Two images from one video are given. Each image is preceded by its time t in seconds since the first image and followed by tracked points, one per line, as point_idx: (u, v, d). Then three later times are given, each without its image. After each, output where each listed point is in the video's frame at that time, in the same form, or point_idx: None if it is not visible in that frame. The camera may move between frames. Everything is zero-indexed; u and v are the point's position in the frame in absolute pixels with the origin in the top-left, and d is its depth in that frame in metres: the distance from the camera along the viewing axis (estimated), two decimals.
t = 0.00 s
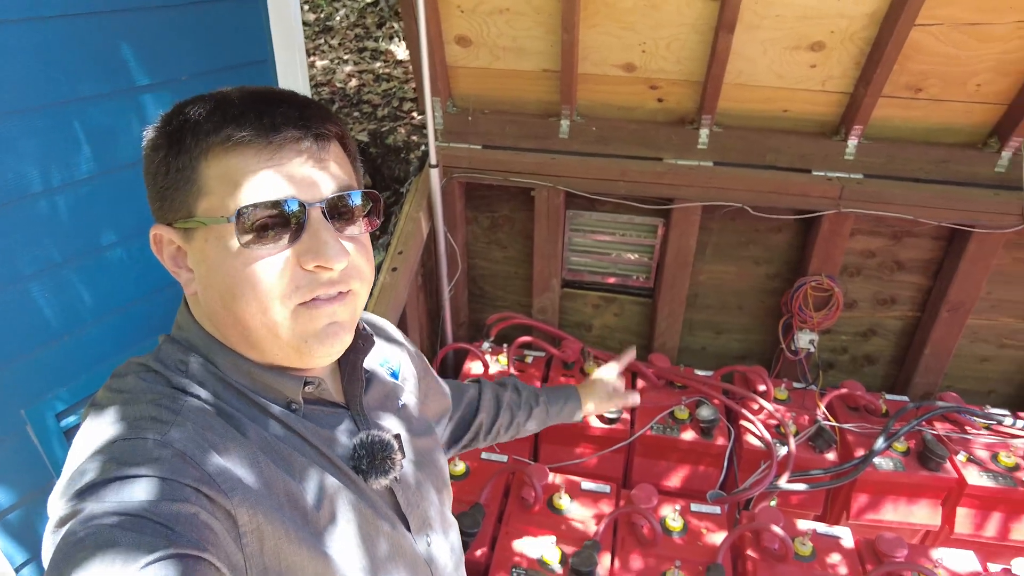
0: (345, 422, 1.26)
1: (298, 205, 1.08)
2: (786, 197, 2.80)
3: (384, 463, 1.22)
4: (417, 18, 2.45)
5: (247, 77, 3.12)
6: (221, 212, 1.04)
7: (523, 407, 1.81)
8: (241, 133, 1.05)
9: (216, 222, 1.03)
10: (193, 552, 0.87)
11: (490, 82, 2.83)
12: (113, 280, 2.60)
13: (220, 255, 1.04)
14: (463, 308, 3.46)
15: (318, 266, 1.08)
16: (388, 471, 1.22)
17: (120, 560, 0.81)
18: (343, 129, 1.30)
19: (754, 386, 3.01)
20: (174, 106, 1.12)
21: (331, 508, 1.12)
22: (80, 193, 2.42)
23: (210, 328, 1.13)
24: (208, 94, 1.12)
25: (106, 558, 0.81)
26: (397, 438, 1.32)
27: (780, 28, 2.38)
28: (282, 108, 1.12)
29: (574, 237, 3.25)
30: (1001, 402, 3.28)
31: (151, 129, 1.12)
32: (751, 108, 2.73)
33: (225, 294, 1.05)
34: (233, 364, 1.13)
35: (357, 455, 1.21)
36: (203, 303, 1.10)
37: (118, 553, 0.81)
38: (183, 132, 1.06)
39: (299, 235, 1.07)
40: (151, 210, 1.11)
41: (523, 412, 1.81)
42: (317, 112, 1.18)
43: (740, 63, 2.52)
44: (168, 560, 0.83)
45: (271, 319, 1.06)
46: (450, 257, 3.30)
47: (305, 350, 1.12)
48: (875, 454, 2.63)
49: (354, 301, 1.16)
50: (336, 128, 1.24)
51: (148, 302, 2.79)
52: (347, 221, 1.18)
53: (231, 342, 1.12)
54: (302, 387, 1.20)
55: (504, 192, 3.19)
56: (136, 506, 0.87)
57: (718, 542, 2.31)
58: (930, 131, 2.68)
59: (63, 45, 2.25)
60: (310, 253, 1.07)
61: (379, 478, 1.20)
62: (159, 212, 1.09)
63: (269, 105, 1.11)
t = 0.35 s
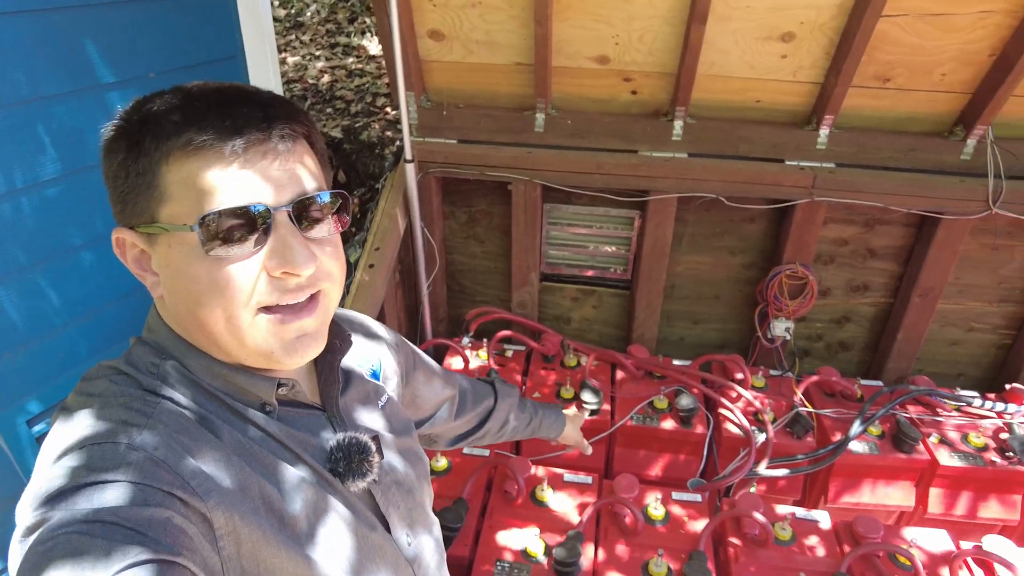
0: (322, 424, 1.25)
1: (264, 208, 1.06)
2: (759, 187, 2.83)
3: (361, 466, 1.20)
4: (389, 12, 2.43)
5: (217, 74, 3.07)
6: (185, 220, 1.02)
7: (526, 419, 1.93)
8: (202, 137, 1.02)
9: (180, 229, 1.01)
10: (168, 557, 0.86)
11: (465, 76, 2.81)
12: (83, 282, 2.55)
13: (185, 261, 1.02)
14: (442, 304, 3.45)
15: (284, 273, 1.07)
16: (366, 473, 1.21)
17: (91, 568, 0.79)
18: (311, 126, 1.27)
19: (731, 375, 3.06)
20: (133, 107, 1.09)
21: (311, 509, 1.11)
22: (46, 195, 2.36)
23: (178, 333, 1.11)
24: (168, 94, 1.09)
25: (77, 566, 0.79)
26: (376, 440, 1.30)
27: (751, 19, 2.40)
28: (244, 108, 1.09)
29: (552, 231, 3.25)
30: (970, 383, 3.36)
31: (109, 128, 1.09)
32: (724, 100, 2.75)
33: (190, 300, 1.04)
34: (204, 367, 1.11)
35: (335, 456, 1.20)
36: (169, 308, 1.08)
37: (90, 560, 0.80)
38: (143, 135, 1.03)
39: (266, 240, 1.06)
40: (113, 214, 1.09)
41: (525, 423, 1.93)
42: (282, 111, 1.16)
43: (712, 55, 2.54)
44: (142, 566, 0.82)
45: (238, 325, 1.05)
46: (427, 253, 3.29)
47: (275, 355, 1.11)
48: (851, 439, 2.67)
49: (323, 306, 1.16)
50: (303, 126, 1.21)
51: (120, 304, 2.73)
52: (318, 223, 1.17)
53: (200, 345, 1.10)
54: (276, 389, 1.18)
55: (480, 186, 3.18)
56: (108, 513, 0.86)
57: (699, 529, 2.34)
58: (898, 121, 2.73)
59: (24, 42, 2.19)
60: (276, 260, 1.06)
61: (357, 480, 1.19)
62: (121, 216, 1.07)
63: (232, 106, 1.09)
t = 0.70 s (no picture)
0: (313, 423, 1.23)
1: (249, 208, 1.04)
2: (749, 177, 2.83)
3: (352, 465, 1.20)
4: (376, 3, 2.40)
5: (203, 66, 3.02)
6: (167, 222, 1.00)
7: (515, 415, 1.89)
8: (182, 138, 1.00)
9: (164, 231, 0.99)
10: (156, 562, 0.85)
11: (453, 67, 2.79)
12: (69, 280, 2.52)
13: (168, 262, 1.00)
14: (433, 297, 3.44)
15: (272, 274, 1.05)
16: (358, 472, 1.20)
17: None
18: (292, 123, 1.25)
19: (722, 365, 3.07)
20: (109, 105, 1.06)
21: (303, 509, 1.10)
22: (29, 190, 2.32)
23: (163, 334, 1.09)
24: (144, 91, 1.07)
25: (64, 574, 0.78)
26: (367, 438, 1.29)
27: (740, 9, 2.39)
28: (224, 106, 1.07)
29: (542, 223, 3.24)
30: (959, 372, 3.39)
31: (86, 127, 1.07)
32: (714, 90, 2.74)
33: (175, 301, 1.02)
34: (191, 367, 1.09)
35: (326, 456, 1.18)
36: (153, 309, 1.06)
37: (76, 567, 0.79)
38: (120, 135, 1.01)
39: (252, 240, 1.04)
40: (92, 216, 1.07)
41: (514, 418, 1.89)
42: (263, 108, 1.13)
43: (702, 45, 2.53)
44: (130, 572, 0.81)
45: (226, 325, 1.04)
46: (418, 246, 3.27)
47: (263, 354, 1.10)
48: (841, 429, 2.69)
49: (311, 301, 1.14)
50: (285, 122, 1.19)
51: (108, 301, 2.70)
52: (302, 221, 1.15)
53: (187, 346, 1.08)
54: (265, 388, 1.16)
55: (469, 178, 3.16)
56: (94, 518, 0.84)
57: (692, 520, 2.35)
58: (887, 111, 2.73)
59: (4, 34, 2.15)
60: (264, 260, 1.04)
61: (349, 479, 1.19)
62: (101, 216, 1.05)
63: (211, 105, 1.06)
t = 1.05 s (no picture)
0: (316, 417, 1.24)
1: (254, 199, 1.04)
2: (749, 172, 2.84)
3: (355, 458, 1.20)
4: None
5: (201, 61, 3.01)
6: (174, 212, 1.00)
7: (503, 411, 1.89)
8: (190, 129, 1.00)
9: (171, 221, 1.00)
10: (161, 557, 0.85)
11: (452, 61, 2.78)
12: (68, 276, 2.51)
13: (174, 253, 1.00)
14: (433, 291, 3.43)
15: (278, 266, 1.05)
16: (361, 465, 1.21)
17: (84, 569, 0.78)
18: (299, 117, 1.24)
19: (721, 359, 3.07)
20: (116, 94, 1.05)
21: (304, 502, 1.10)
22: (28, 185, 2.31)
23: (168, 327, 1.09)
24: (153, 82, 1.06)
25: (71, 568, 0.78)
26: (370, 431, 1.29)
27: (740, 3, 2.38)
28: (233, 97, 1.07)
29: (542, 217, 3.24)
30: (956, 365, 3.41)
31: (92, 116, 1.06)
32: (714, 85, 2.74)
33: (181, 292, 1.02)
34: (196, 361, 1.09)
35: (330, 449, 1.18)
36: (158, 301, 1.06)
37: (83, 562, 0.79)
38: (127, 125, 1.00)
39: (257, 232, 1.04)
40: (97, 205, 1.06)
41: (504, 412, 1.89)
42: (271, 101, 1.13)
43: (702, 39, 2.53)
44: (136, 567, 0.81)
45: (231, 317, 1.04)
46: (417, 241, 3.27)
47: (268, 345, 1.10)
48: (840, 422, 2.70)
49: (317, 295, 1.14)
50: (293, 115, 1.19)
51: (107, 297, 2.69)
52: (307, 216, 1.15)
53: (192, 337, 1.08)
54: (269, 381, 1.16)
55: (469, 172, 3.16)
56: (99, 512, 0.84)
57: (692, 513, 2.37)
58: (886, 105, 2.73)
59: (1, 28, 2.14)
60: (270, 252, 1.04)
61: (352, 471, 1.19)
62: (106, 206, 1.05)
63: (219, 96, 1.06)
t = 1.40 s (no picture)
0: (318, 399, 1.23)
1: (250, 176, 1.04)
2: (746, 163, 2.83)
3: (357, 440, 1.20)
4: None
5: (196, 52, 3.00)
6: (171, 192, 1.00)
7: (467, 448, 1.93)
8: (183, 106, 0.99)
9: (168, 201, 0.99)
10: (155, 541, 0.84)
11: (449, 53, 2.77)
12: (64, 269, 2.50)
13: (172, 233, 1.00)
14: (430, 285, 3.43)
15: (277, 244, 1.05)
16: (362, 447, 1.20)
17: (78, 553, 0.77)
18: (294, 92, 1.24)
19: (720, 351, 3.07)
20: (107, 72, 1.04)
21: (302, 486, 1.09)
22: (23, 178, 2.30)
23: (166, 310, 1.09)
24: (143, 59, 1.05)
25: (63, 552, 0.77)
26: (371, 415, 1.29)
27: None
28: (225, 73, 1.06)
29: (539, 210, 3.24)
30: (953, 356, 3.41)
31: (83, 95, 1.05)
32: (711, 76, 2.73)
33: (179, 272, 1.02)
34: (196, 343, 1.09)
35: (331, 432, 1.18)
36: (155, 283, 1.06)
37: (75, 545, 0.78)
38: (119, 103, 0.99)
39: (255, 211, 1.03)
40: (92, 186, 1.06)
41: (465, 454, 1.93)
42: (265, 76, 1.12)
43: (700, 30, 2.52)
44: (131, 552, 0.80)
45: (231, 296, 1.03)
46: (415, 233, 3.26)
47: (268, 325, 1.09)
48: (839, 412, 2.71)
49: (317, 274, 1.14)
50: (286, 89, 1.18)
51: (104, 290, 2.69)
52: (303, 195, 1.15)
53: (190, 320, 1.08)
54: (270, 363, 1.16)
55: (466, 165, 3.15)
56: (94, 496, 0.83)
57: (692, 503, 2.37)
58: (884, 95, 2.73)
59: None
60: (268, 230, 1.04)
61: (353, 454, 1.19)
62: (101, 186, 1.04)
63: (212, 72, 1.05)
